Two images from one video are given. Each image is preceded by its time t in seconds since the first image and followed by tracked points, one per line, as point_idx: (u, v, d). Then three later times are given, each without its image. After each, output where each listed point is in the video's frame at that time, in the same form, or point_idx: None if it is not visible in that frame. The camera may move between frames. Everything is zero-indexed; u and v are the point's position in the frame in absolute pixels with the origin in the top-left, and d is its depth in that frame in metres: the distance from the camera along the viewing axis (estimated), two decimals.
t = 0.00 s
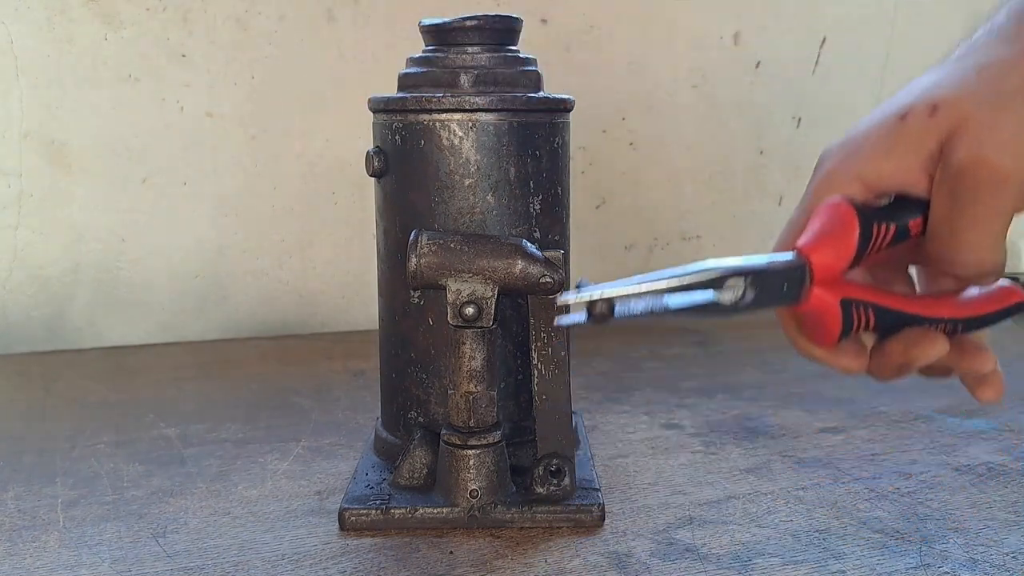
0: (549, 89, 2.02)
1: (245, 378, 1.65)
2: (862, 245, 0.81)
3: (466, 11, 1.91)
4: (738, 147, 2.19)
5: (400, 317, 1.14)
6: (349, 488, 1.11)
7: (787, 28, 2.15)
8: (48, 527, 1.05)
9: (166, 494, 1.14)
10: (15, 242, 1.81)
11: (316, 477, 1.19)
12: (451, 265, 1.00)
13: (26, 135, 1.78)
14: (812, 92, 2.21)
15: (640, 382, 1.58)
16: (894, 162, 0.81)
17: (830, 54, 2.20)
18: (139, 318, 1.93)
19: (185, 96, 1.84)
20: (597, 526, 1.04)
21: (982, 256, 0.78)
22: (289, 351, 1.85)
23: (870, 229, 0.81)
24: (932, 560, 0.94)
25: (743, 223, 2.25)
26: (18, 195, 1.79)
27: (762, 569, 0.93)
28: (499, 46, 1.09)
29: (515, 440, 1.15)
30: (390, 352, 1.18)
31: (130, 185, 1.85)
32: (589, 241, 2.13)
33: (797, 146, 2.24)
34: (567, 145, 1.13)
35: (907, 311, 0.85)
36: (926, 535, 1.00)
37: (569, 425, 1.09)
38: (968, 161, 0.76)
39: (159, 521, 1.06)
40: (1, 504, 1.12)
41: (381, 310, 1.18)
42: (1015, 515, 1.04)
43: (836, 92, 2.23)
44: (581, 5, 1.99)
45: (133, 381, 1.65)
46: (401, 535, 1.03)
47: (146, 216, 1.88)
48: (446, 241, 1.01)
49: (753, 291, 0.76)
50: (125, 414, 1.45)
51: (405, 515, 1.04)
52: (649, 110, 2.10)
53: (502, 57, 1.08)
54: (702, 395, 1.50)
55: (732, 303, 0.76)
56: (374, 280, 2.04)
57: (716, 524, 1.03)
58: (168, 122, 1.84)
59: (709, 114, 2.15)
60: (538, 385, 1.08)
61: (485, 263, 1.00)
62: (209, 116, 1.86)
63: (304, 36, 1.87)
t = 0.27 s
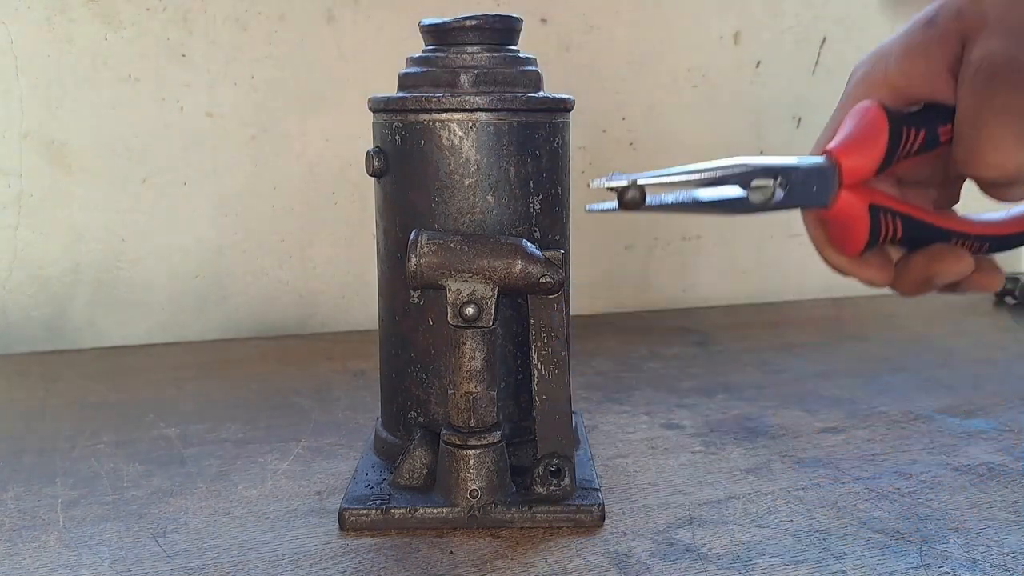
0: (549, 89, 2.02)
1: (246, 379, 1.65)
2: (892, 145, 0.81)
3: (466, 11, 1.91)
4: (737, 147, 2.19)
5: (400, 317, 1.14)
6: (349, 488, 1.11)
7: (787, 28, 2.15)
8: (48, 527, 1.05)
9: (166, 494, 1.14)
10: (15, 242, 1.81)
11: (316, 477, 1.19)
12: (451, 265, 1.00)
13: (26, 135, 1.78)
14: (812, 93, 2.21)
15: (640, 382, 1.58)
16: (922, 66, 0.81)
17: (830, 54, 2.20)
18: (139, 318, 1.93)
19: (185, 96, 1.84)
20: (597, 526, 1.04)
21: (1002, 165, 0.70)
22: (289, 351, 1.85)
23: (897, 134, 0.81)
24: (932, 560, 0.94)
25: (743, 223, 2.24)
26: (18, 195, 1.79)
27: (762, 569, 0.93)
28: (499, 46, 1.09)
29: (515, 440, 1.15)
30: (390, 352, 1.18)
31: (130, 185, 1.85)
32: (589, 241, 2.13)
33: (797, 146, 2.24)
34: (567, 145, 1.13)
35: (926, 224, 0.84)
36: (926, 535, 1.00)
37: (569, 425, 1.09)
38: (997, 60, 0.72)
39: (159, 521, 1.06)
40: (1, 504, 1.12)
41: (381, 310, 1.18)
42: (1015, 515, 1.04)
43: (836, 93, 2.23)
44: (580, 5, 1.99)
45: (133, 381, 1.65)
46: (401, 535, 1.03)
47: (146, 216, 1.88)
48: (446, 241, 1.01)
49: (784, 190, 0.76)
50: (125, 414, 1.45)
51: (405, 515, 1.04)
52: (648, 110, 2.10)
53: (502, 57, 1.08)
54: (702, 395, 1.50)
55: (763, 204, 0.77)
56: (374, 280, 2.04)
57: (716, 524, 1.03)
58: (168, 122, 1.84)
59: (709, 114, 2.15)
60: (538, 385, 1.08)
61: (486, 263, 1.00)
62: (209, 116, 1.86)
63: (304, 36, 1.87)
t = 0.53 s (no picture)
0: (549, 89, 2.02)
1: (246, 378, 1.65)
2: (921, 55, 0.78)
3: (466, 11, 1.91)
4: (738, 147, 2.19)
5: (400, 317, 1.14)
6: (349, 488, 1.10)
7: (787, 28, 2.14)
8: (48, 527, 1.05)
9: (166, 494, 1.14)
10: (15, 242, 1.81)
11: (316, 477, 1.19)
12: (451, 265, 1.00)
13: (26, 135, 1.78)
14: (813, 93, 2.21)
15: (640, 382, 1.58)
16: None
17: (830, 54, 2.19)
18: (139, 318, 1.93)
19: (185, 96, 1.84)
20: (597, 526, 1.04)
21: None
22: (289, 351, 1.85)
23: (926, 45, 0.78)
24: (932, 560, 0.94)
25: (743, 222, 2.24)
26: (18, 195, 1.80)
27: (762, 568, 0.93)
28: (499, 46, 1.09)
29: (515, 440, 1.15)
30: (390, 352, 1.18)
31: (130, 185, 1.85)
32: (589, 241, 2.13)
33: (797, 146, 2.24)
34: (567, 144, 1.13)
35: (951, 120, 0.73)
36: (926, 535, 1.00)
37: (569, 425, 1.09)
38: None
39: (159, 521, 1.06)
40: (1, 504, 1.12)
41: (381, 310, 1.18)
42: (1015, 515, 1.04)
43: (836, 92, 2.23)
44: (580, 5, 1.99)
45: (133, 381, 1.65)
46: (401, 535, 1.03)
47: (146, 216, 1.88)
48: (446, 241, 1.01)
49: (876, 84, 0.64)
50: (125, 414, 1.45)
51: (405, 515, 1.04)
52: (648, 110, 2.10)
53: (503, 57, 1.08)
54: (702, 395, 1.50)
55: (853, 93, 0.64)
56: (374, 280, 2.04)
57: (716, 524, 1.03)
58: (168, 122, 1.84)
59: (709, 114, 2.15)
60: (538, 385, 1.08)
61: (485, 263, 1.00)
62: (209, 116, 1.86)
63: (304, 36, 1.87)
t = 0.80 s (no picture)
0: (549, 89, 2.02)
1: (246, 378, 1.65)
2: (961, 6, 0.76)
3: (466, 11, 1.91)
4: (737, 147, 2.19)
5: (400, 317, 1.14)
6: (349, 488, 1.10)
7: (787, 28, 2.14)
8: (48, 527, 1.05)
9: (166, 494, 1.14)
10: (14, 242, 1.81)
11: (316, 477, 1.19)
12: (451, 265, 1.00)
13: (26, 134, 1.78)
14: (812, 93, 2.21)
15: (640, 382, 1.58)
16: None
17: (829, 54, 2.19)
18: (139, 318, 1.93)
19: (185, 96, 1.84)
20: (597, 526, 1.04)
21: None
22: (289, 351, 1.85)
23: None
24: (932, 560, 0.94)
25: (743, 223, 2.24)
26: (18, 195, 1.79)
27: (762, 568, 0.93)
28: (499, 46, 1.09)
29: (515, 440, 1.15)
30: (390, 352, 1.17)
31: (130, 185, 1.85)
32: (589, 241, 2.13)
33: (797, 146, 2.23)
34: (567, 145, 1.13)
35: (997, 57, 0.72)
36: (926, 535, 1.00)
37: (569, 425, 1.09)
38: None
39: (159, 521, 1.06)
40: (1, 504, 1.12)
41: (381, 310, 1.18)
42: (1015, 515, 1.04)
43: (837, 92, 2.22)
44: (580, 5, 1.99)
45: (133, 381, 1.65)
46: (401, 535, 1.03)
47: (146, 216, 1.88)
48: (446, 240, 1.01)
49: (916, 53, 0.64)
50: (125, 414, 1.45)
51: (405, 515, 1.04)
52: (648, 110, 2.10)
53: (503, 57, 1.08)
54: (702, 395, 1.50)
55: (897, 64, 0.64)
56: (374, 280, 2.04)
57: (716, 524, 1.03)
58: (168, 122, 1.84)
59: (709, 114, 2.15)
60: (538, 385, 1.08)
61: (485, 263, 1.00)
62: (209, 116, 1.86)
63: (304, 36, 1.87)
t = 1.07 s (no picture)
0: (549, 89, 2.02)
1: (246, 379, 1.65)
2: None
3: (466, 11, 1.91)
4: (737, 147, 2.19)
5: (400, 317, 1.14)
6: (348, 488, 1.10)
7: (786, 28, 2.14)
8: (48, 527, 1.05)
9: (166, 494, 1.14)
10: (14, 242, 1.81)
11: (316, 477, 1.19)
12: (451, 265, 1.00)
13: (26, 134, 1.78)
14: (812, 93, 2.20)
15: (640, 382, 1.58)
16: None
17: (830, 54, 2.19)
18: (139, 318, 1.93)
19: (185, 96, 1.84)
20: (597, 526, 1.04)
21: None
22: (289, 351, 1.85)
23: None
24: (932, 560, 0.94)
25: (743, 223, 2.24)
26: (18, 195, 1.79)
27: (762, 569, 0.93)
28: (499, 46, 1.09)
29: (515, 440, 1.15)
30: (390, 352, 1.17)
31: (130, 185, 1.85)
32: (589, 241, 2.13)
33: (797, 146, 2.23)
34: (567, 145, 1.13)
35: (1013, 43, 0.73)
36: (926, 535, 1.00)
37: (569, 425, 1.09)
38: None
39: (159, 521, 1.06)
40: (1, 504, 1.12)
41: (381, 310, 1.18)
42: (1015, 515, 1.04)
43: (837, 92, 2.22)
44: (580, 5, 1.99)
45: (132, 381, 1.65)
46: (401, 535, 1.03)
47: (146, 216, 1.88)
48: (446, 241, 1.01)
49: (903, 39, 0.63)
50: (125, 414, 1.45)
51: (405, 515, 1.04)
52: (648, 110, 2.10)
53: (503, 57, 1.08)
54: (702, 395, 1.50)
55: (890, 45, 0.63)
56: (374, 280, 2.04)
57: (716, 524, 1.03)
58: (168, 122, 1.84)
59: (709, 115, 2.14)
60: (538, 385, 1.08)
61: (485, 263, 1.00)
62: (209, 116, 1.86)
63: (304, 36, 1.87)
